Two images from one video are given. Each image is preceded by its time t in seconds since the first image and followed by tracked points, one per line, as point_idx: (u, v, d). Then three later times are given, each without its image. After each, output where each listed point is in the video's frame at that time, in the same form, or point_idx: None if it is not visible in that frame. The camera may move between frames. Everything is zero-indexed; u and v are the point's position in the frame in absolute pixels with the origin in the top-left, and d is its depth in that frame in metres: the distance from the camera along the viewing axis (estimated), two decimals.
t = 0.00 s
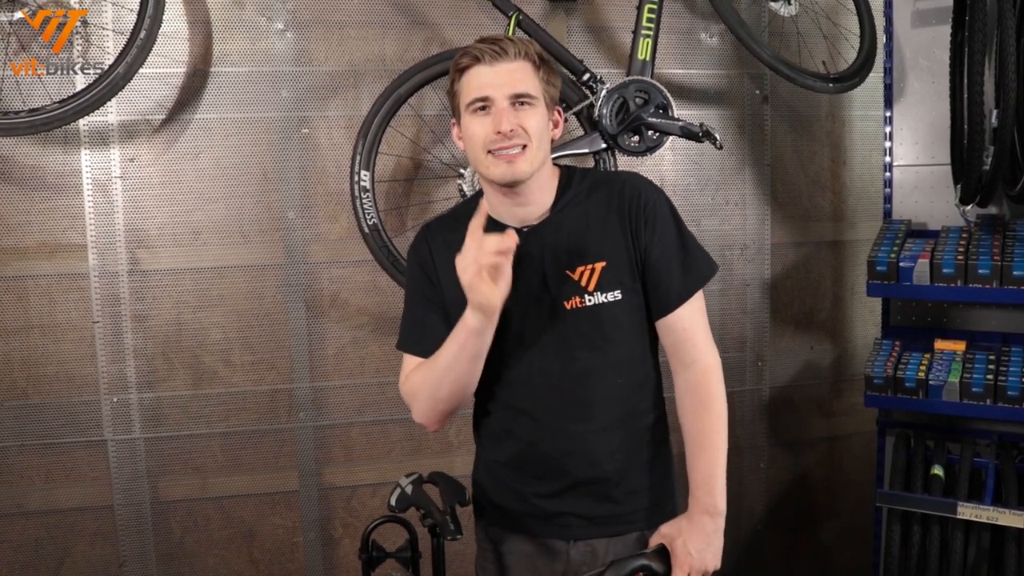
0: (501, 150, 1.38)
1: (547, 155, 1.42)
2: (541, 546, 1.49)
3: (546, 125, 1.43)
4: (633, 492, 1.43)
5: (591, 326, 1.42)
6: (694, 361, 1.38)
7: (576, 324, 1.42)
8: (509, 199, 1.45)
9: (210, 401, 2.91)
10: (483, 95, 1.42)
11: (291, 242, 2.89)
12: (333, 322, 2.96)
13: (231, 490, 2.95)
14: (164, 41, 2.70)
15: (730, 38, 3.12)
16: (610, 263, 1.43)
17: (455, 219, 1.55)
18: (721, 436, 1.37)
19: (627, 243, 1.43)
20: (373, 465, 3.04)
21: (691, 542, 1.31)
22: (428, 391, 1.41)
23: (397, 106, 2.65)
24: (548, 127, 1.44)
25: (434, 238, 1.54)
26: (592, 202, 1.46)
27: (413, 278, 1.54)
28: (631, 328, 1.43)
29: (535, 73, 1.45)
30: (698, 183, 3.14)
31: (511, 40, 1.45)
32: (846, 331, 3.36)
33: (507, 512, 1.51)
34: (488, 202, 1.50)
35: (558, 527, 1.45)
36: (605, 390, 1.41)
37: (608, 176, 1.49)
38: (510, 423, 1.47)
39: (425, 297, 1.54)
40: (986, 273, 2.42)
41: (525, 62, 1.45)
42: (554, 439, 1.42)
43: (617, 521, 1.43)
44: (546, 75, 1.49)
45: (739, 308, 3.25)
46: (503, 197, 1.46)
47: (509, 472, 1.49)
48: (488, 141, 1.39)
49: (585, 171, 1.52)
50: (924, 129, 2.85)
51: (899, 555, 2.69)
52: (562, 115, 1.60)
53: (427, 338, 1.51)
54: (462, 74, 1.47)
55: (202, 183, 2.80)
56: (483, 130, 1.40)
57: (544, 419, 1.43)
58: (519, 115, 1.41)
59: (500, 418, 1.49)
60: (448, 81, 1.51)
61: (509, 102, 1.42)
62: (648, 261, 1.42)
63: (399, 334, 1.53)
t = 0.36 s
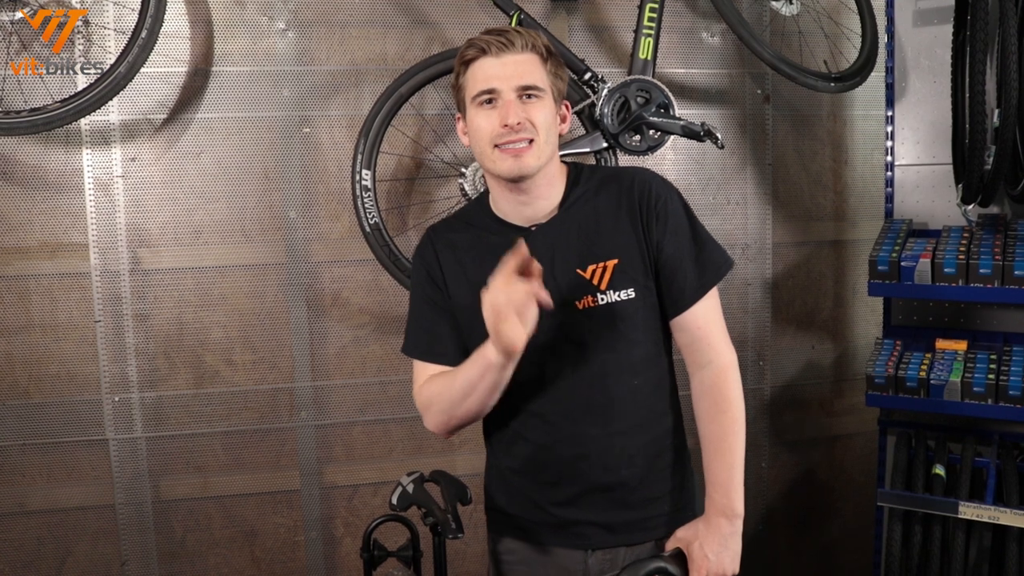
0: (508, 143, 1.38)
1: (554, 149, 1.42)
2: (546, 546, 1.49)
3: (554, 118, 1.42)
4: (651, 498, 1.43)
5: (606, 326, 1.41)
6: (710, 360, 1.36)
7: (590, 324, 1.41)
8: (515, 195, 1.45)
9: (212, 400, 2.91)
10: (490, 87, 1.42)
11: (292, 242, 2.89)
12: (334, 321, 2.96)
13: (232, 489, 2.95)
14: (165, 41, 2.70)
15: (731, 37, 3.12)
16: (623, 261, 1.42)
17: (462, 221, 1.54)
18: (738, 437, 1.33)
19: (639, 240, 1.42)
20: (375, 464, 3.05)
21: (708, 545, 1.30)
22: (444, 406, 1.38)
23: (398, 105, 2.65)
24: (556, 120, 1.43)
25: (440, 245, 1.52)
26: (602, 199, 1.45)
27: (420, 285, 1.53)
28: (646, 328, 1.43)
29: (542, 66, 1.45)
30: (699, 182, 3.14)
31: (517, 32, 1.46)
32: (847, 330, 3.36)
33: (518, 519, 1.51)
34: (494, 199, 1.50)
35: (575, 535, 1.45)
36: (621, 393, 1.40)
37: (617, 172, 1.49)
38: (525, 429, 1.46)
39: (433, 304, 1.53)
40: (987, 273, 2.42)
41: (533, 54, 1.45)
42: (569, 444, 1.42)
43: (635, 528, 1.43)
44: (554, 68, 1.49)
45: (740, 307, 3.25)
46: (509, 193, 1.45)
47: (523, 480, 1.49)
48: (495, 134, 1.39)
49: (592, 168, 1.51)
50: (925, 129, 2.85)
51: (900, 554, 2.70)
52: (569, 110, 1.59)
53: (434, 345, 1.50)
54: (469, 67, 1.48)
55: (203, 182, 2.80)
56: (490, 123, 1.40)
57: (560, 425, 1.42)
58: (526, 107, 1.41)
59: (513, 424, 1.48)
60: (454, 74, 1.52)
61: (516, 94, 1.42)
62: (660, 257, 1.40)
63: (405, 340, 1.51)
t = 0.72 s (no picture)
0: (518, 140, 1.37)
1: (564, 149, 1.41)
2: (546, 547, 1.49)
3: (566, 117, 1.42)
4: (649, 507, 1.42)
5: (607, 329, 1.41)
6: (715, 367, 1.35)
7: (592, 326, 1.41)
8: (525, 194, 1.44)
9: (213, 398, 2.91)
10: (502, 82, 1.42)
11: (294, 240, 2.90)
12: (336, 320, 2.96)
13: (232, 487, 2.96)
14: (168, 38, 2.70)
15: (733, 38, 3.12)
16: (628, 264, 1.42)
17: (468, 218, 1.54)
18: (740, 447, 1.33)
19: (645, 243, 1.42)
20: (375, 463, 3.05)
21: (698, 555, 1.30)
22: (440, 404, 1.40)
23: (401, 104, 2.64)
24: (567, 119, 1.42)
25: (445, 242, 1.53)
26: (610, 202, 1.46)
27: (422, 283, 1.54)
28: (649, 332, 1.41)
29: (556, 63, 1.45)
30: (701, 183, 3.14)
31: (533, 27, 1.46)
32: (848, 332, 3.36)
33: (517, 520, 1.51)
34: (504, 198, 1.49)
35: (571, 541, 1.45)
36: (620, 396, 1.40)
37: (628, 174, 1.48)
38: (524, 430, 1.46)
39: (435, 300, 1.53)
40: (989, 274, 2.42)
41: (547, 50, 1.45)
42: (568, 447, 1.42)
43: (632, 537, 1.42)
44: (568, 65, 1.48)
45: (741, 308, 3.25)
46: (517, 192, 1.45)
47: (522, 483, 1.49)
48: (505, 131, 1.38)
49: (602, 169, 1.51)
50: (928, 130, 2.85)
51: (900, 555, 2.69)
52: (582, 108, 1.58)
53: (436, 339, 1.52)
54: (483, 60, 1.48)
55: (205, 180, 2.80)
56: (501, 119, 1.40)
57: (558, 428, 1.42)
58: (537, 104, 1.40)
59: (513, 425, 1.48)
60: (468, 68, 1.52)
61: (528, 90, 1.42)
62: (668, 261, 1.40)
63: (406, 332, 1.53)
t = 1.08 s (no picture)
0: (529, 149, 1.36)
1: (575, 157, 1.40)
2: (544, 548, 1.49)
3: (578, 123, 1.40)
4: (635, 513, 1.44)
5: (604, 333, 1.42)
6: (709, 375, 1.36)
7: (589, 328, 1.42)
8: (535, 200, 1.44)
9: (213, 400, 2.91)
10: (516, 88, 1.39)
11: (295, 242, 2.90)
12: (337, 321, 2.97)
13: (233, 489, 2.96)
14: (170, 40, 2.70)
15: (734, 40, 3.13)
16: (630, 269, 1.42)
17: (466, 211, 1.53)
18: (729, 457, 1.33)
19: (647, 251, 1.43)
20: (376, 465, 3.05)
21: (679, 562, 1.32)
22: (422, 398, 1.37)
23: (402, 106, 2.64)
24: (579, 127, 1.41)
25: (444, 235, 1.52)
26: (614, 206, 1.46)
27: (416, 276, 1.52)
28: (646, 337, 1.42)
29: (571, 68, 1.43)
30: (702, 185, 3.15)
31: (550, 31, 1.43)
32: (849, 334, 3.36)
33: (505, 520, 1.52)
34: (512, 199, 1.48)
35: (556, 544, 1.47)
36: (614, 399, 1.40)
37: (632, 182, 1.49)
38: (516, 429, 1.46)
39: (432, 294, 1.52)
40: (989, 277, 2.43)
41: (563, 55, 1.43)
42: (559, 449, 1.43)
43: (616, 542, 1.44)
44: (583, 70, 1.46)
45: (741, 310, 3.25)
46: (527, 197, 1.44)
47: (510, 484, 1.50)
48: (517, 139, 1.37)
49: (608, 174, 1.51)
50: (928, 133, 2.85)
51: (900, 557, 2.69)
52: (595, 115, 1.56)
53: (435, 339, 1.49)
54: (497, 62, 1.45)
55: (207, 182, 2.81)
56: (513, 126, 1.38)
57: (550, 431, 1.42)
58: (549, 112, 1.39)
59: (505, 425, 1.48)
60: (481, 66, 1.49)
61: (542, 97, 1.40)
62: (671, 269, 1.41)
63: (393, 322, 1.51)
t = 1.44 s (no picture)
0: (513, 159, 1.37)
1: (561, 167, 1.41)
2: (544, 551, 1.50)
3: (565, 134, 1.41)
4: (633, 513, 1.46)
5: (603, 339, 1.42)
6: (702, 371, 1.43)
7: (588, 335, 1.42)
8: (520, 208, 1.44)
9: (213, 402, 2.91)
10: (501, 98, 1.39)
11: (295, 244, 2.90)
12: (337, 324, 2.97)
13: (232, 491, 2.95)
14: (171, 42, 2.70)
15: (735, 44, 3.13)
16: (629, 276, 1.43)
17: (461, 220, 1.53)
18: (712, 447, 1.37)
19: (647, 257, 1.44)
20: (376, 467, 3.05)
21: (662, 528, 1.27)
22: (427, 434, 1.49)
23: (403, 109, 2.64)
24: (566, 137, 1.42)
25: (440, 243, 1.52)
26: (613, 212, 1.46)
27: (414, 284, 1.54)
28: (642, 342, 1.44)
29: (559, 78, 1.42)
30: (702, 188, 3.15)
31: (538, 41, 1.42)
32: (848, 337, 3.36)
33: (504, 521, 1.53)
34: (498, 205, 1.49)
35: (552, 546, 1.47)
36: (608, 404, 1.41)
37: (630, 187, 1.49)
38: (514, 433, 1.47)
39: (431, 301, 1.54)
40: (989, 280, 2.43)
41: (552, 65, 1.42)
42: (557, 453, 1.43)
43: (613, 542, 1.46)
44: (571, 80, 1.46)
45: (741, 313, 3.25)
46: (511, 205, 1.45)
47: (508, 486, 1.51)
48: (500, 149, 1.37)
49: (604, 179, 1.52)
50: (928, 136, 2.85)
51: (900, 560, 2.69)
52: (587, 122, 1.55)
53: (420, 351, 1.58)
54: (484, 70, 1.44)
55: (207, 185, 2.81)
56: (497, 136, 1.38)
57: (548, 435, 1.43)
58: (535, 122, 1.39)
59: (502, 429, 1.49)
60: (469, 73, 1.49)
61: (528, 107, 1.39)
62: (670, 274, 1.43)
63: (394, 339, 1.59)
